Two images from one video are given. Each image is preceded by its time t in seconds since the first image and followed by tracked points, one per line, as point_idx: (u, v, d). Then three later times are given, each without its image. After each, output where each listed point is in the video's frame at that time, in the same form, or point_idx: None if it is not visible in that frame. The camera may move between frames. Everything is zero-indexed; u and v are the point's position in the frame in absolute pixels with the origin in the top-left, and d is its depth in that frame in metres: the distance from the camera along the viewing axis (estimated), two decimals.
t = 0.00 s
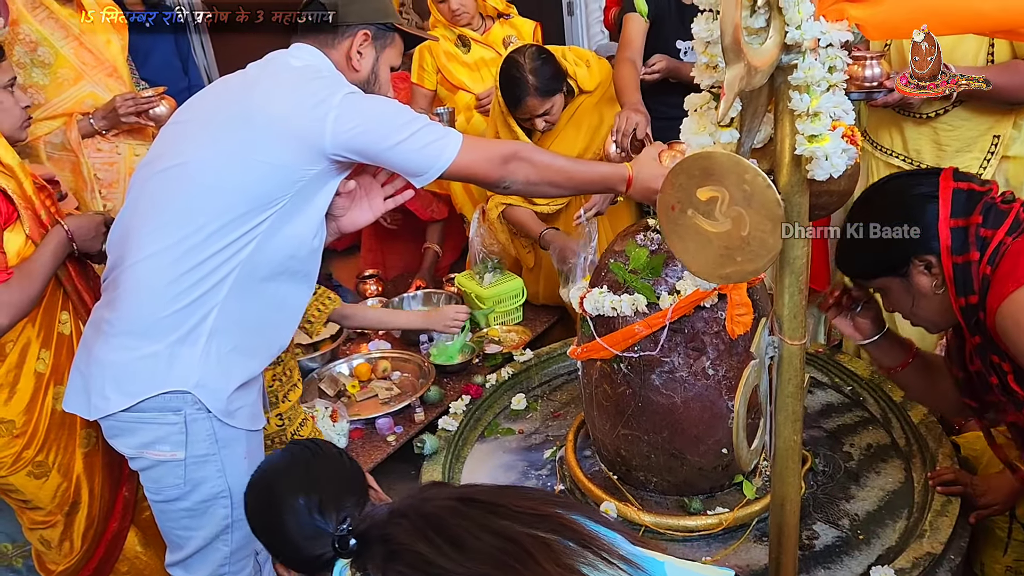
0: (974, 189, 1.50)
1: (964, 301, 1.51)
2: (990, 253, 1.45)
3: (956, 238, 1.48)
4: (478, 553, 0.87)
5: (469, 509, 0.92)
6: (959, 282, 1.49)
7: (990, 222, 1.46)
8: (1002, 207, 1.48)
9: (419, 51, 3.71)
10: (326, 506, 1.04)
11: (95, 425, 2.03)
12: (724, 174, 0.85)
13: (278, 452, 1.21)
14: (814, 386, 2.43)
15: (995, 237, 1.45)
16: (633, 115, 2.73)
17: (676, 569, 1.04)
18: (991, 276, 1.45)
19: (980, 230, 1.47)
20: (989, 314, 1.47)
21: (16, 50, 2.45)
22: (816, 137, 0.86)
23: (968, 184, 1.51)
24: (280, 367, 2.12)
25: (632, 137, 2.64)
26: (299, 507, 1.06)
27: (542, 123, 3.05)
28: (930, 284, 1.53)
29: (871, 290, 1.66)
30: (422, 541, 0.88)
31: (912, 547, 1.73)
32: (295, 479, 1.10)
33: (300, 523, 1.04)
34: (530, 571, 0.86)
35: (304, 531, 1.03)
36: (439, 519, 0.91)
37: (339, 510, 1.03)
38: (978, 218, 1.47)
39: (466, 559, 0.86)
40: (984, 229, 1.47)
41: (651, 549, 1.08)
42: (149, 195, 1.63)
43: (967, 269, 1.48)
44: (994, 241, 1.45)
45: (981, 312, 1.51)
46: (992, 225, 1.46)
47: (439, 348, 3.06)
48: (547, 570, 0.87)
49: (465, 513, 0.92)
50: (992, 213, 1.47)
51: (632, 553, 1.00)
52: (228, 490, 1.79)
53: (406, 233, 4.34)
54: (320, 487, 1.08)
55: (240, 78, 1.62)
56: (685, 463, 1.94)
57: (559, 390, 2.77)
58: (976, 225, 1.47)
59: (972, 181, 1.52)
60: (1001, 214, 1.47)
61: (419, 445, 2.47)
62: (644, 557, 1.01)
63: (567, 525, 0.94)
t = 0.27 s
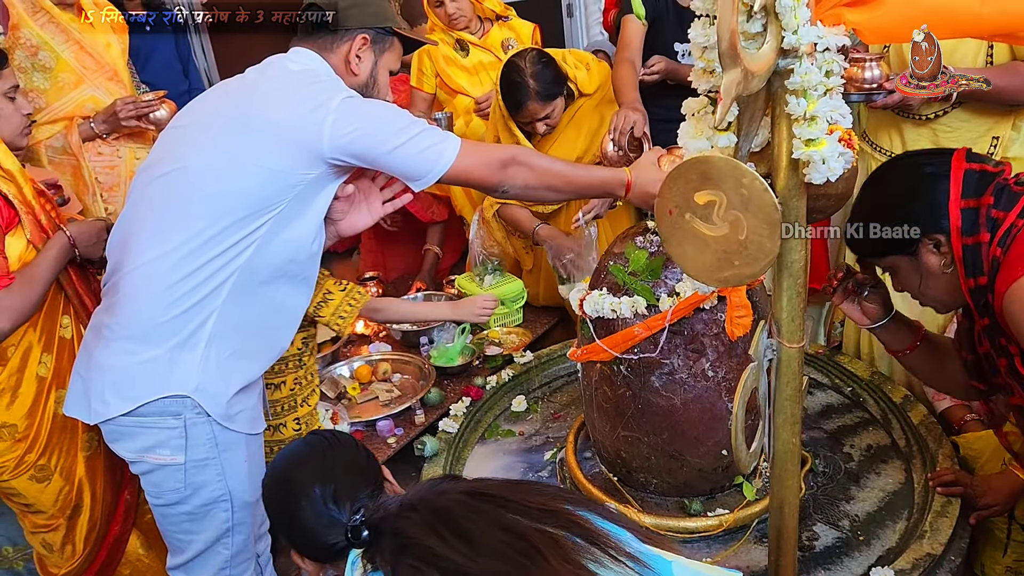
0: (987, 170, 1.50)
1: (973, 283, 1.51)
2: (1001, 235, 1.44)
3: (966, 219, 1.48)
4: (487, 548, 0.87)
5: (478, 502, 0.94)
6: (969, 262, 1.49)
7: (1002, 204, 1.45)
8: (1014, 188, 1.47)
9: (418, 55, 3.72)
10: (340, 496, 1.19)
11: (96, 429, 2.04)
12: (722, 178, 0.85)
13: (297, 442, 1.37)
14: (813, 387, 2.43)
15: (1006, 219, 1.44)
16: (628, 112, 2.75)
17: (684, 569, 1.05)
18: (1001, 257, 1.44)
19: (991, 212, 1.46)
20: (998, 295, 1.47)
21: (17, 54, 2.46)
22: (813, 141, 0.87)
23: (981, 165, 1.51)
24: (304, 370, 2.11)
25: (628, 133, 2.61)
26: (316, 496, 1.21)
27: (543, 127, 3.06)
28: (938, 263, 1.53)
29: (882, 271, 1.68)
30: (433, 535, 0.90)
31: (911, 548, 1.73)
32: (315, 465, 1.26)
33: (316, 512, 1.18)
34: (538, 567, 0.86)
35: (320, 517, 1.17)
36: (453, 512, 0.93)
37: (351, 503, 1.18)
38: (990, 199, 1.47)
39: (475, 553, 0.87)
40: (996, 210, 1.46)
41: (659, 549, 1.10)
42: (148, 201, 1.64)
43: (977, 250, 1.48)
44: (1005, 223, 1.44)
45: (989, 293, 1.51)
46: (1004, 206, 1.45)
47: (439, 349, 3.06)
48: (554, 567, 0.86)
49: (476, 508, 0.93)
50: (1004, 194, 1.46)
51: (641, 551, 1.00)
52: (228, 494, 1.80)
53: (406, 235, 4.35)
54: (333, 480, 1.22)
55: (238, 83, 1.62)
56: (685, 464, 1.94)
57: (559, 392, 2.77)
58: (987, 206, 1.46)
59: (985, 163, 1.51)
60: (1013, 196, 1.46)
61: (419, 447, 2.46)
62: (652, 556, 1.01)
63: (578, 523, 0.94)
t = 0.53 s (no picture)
0: (1003, 141, 1.49)
1: (985, 255, 1.53)
2: (1012, 208, 1.45)
3: (978, 191, 1.48)
4: (491, 541, 0.92)
5: (483, 493, 0.99)
6: (980, 234, 1.50)
7: (1015, 176, 1.45)
8: None
9: (413, 56, 3.72)
10: (355, 484, 1.25)
11: (92, 431, 2.03)
12: (717, 176, 0.85)
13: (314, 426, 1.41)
14: (811, 384, 2.43)
15: (1018, 191, 1.44)
16: (627, 106, 2.79)
17: (687, 566, 1.06)
18: (1011, 231, 1.45)
19: (1004, 184, 1.46)
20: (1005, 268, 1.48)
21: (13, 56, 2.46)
22: (808, 139, 0.87)
23: (997, 137, 1.49)
24: (325, 369, 2.05)
25: (627, 127, 2.62)
26: (332, 481, 1.27)
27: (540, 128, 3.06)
28: (946, 233, 1.54)
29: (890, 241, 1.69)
30: (438, 526, 0.96)
31: (909, 545, 1.73)
32: (332, 453, 1.31)
33: (334, 496, 1.25)
34: (539, 561, 0.91)
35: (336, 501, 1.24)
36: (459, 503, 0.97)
37: (366, 490, 1.24)
38: (1004, 171, 1.46)
39: (479, 545, 0.92)
40: (1009, 182, 1.46)
41: (664, 544, 1.11)
42: (142, 202, 1.64)
43: (988, 222, 1.48)
44: (1017, 195, 1.44)
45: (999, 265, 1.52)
46: (1017, 178, 1.45)
47: (438, 348, 3.07)
48: (556, 560, 0.91)
49: (483, 500, 0.97)
50: (1019, 165, 1.46)
51: (643, 545, 1.03)
52: (225, 495, 1.79)
53: (404, 235, 4.34)
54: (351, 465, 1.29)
55: (232, 83, 1.62)
56: (682, 463, 1.94)
57: (557, 390, 2.77)
58: (1001, 178, 1.47)
59: (1001, 134, 1.50)
60: None
61: (416, 446, 2.44)
62: (654, 552, 1.05)
63: (581, 515, 0.98)
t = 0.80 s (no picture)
0: (1013, 117, 1.49)
1: (993, 234, 1.51)
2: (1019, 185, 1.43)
3: (987, 167, 1.48)
4: (494, 538, 0.92)
5: (487, 489, 0.98)
6: (989, 211, 1.49)
7: None
8: None
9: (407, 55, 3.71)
10: (365, 477, 1.24)
11: (85, 434, 2.02)
12: (710, 173, 0.85)
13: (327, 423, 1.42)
14: (807, 382, 2.43)
15: None
16: (624, 99, 2.79)
17: (687, 565, 1.06)
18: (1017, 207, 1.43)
19: (1012, 159, 1.45)
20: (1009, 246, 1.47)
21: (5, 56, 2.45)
22: (801, 134, 0.87)
23: (1007, 112, 1.50)
24: (341, 365, 2.05)
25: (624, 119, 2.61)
26: (344, 474, 1.27)
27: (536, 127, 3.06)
28: (949, 208, 1.54)
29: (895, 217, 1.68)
30: (442, 520, 0.96)
31: (906, 543, 1.73)
32: (345, 446, 1.32)
33: (344, 488, 1.24)
34: (539, 558, 0.90)
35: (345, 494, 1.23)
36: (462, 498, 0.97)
37: (377, 484, 1.23)
38: (1013, 147, 1.45)
39: (482, 542, 0.92)
40: (1018, 158, 1.45)
41: (665, 543, 1.11)
42: (133, 202, 1.63)
43: (995, 199, 1.47)
44: None
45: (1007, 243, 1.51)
46: None
47: (434, 348, 3.07)
48: (555, 559, 0.91)
49: (487, 496, 0.97)
50: None
51: (643, 544, 1.03)
52: (218, 496, 1.78)
53: (399, 235, 4.33)
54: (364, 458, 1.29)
55: (222, 82, 1.61)
56: (678, 461, 1.94)
57: (553, 389, 2.77)
58: (1009, 154, 1.45)
59: (1012, 111, 1.50)
60: None
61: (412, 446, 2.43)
62: (654, 551, 1.04)
63: (587, 515, 0.98)
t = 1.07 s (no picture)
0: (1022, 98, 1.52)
1: (995, 217, 1.55)
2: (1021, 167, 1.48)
3: (993, 149, 1.53)
4: (504, 534, 0.93)
5: (503, 490, 1.00)
6: (995, 194, 1.54)
7: None
8: None
9: (401, 56, 3.71)
10: (380, 479, 1.24)
11: (76, 439, 2.01)
12: (703, 172, 0.84)
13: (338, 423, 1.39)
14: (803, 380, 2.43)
15: None
16: (620, 93, 2.78)
17: (686, 566, 1.05)
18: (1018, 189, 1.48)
19: (1016, 142, 1.50)
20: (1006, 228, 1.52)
21: None
22: (794, 133, 0.87)
23: (1017, 94, 1.54)
24: (346, 363, 2.02)
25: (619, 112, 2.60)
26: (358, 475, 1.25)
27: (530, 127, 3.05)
28: (950, 186, 1.62)
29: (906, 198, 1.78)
30: (455, 513, 0.98)
31: (902, 542, 1.73)
32: (360, 447, 1.30)
33: (356, 489, 1.24)
34: (542, 554, 0.91)
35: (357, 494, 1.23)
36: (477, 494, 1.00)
37: (391, 487, 1.23)
38: (1018, 129, 1.50)
39: (492, 536, 0.93)
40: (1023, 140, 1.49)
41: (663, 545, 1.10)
42: (122, 204, 1.62)
43: (1000, 180, 1.52)
44: None
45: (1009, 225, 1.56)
46: None
47: (429, 349, 3.06)
48: (559, 554, 0.91)
49: (499, 495, 0.99)
50: None
51: (643, 546, 1.03)
52: (211, 500, 1.77)
53: (394, 236, 4.32)
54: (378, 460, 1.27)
55: (211, 82, 1.61)
56: (674, 461, 1.94)
57: (549, 390, 2.76)
58: (1014, 136, 1.50)
59: None
60: None
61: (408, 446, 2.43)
62: (654, 552, 1.04)
63: (593, 517, 0.99)
